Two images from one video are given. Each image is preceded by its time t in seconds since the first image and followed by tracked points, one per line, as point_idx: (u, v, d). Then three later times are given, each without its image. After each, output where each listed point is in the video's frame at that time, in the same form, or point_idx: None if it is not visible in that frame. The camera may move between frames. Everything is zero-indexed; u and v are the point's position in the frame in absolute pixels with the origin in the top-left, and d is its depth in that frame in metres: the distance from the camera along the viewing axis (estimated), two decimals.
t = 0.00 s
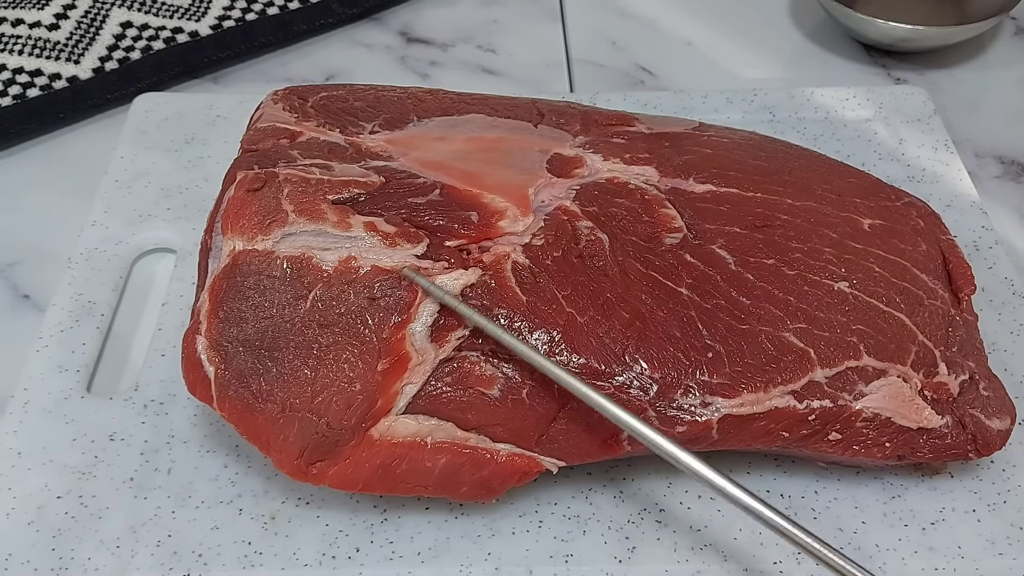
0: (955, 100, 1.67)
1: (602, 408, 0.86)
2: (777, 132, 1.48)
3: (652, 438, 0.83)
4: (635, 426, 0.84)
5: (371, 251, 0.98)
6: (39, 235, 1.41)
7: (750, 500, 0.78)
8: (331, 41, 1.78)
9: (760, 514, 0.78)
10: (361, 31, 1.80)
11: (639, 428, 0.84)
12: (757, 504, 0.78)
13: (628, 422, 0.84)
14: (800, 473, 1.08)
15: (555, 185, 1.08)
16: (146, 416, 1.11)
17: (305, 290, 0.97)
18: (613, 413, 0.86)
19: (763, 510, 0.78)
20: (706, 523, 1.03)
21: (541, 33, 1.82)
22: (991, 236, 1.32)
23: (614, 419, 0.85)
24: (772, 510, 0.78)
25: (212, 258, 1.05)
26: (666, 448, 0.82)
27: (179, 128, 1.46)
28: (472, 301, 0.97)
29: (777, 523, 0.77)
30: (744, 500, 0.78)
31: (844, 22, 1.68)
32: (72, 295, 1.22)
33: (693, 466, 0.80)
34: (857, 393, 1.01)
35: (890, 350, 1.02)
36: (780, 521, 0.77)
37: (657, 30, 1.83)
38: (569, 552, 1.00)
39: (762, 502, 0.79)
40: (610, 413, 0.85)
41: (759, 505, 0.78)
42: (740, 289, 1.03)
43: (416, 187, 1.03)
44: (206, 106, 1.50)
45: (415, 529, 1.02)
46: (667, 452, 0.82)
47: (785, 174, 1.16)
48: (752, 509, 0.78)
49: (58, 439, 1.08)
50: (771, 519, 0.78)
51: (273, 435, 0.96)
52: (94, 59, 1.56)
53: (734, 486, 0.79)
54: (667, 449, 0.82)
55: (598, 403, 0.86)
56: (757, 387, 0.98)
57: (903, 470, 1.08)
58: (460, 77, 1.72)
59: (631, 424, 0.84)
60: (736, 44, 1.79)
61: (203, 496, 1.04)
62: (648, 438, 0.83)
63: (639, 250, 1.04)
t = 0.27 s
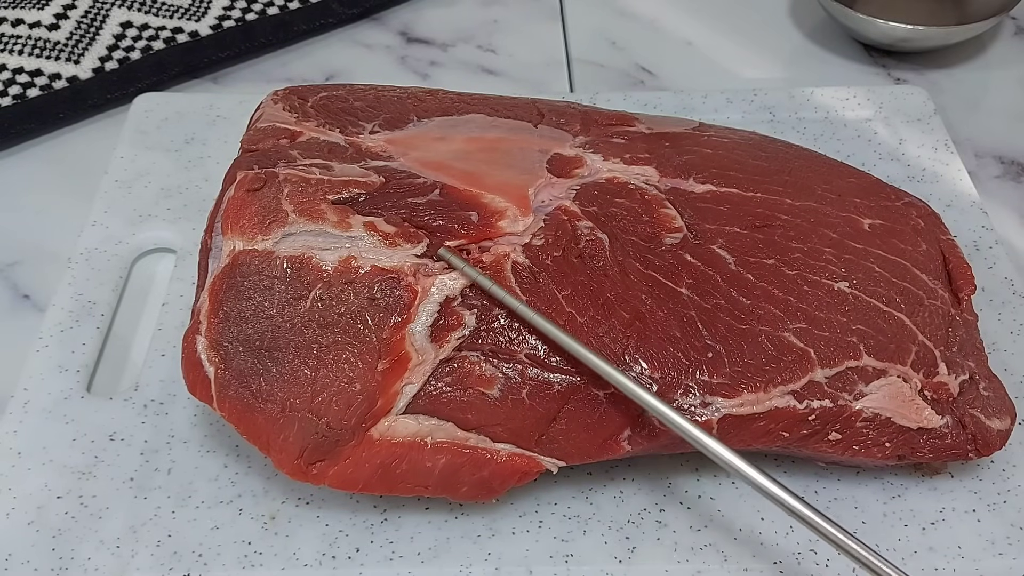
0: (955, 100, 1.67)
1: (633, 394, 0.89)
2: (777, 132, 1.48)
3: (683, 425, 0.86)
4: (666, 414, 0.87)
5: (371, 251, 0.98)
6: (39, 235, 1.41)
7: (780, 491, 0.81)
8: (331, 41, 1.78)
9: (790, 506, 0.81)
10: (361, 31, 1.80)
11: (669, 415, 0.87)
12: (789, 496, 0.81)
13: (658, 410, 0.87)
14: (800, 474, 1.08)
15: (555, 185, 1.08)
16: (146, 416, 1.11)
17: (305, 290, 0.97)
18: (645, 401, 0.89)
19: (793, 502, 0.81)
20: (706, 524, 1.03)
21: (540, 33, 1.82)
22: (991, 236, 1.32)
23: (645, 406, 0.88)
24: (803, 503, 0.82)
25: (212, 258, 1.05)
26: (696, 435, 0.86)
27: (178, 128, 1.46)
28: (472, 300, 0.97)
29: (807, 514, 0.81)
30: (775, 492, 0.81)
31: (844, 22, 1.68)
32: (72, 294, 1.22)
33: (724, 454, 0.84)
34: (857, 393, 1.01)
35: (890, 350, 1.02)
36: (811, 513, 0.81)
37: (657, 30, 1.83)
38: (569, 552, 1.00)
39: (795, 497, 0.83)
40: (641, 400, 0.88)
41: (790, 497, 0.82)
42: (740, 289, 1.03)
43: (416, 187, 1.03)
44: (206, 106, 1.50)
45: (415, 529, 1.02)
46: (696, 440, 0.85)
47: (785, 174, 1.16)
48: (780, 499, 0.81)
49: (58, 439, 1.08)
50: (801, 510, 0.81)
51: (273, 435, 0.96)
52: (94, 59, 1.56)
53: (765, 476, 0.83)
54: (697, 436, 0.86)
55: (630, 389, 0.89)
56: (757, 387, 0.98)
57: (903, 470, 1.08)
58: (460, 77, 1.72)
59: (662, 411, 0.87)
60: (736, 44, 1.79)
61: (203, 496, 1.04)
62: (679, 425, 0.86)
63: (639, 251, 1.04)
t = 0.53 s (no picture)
0: (955, 100, 1.67)
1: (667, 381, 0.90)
2: (777, 131, 1.48)
3: (718, 415, 0.87)
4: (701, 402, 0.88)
5: (371, 251, 0.98)
6: (39, 235, 1.41)
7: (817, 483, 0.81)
8: (331, 41, 1.78)
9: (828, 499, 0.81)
10: (361, 31, 1.80)
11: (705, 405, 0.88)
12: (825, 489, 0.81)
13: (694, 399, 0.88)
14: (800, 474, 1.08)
15: (555, 185, 1.08)
16: (146, 416, 1.11)
17: (305, 290, 0.97)
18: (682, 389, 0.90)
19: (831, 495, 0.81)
20: (707, 524, 1.03)
21: (540, 33, 1.82)
22: (991, 236, 1.32)
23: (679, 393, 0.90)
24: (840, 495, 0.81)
25: (212, 258, 1.05)
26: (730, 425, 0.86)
27: (179, 128, 1.46)
28: (472, 301, 0.97)
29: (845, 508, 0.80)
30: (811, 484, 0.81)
31: (843, 22, 1.68)
32: (72, 294, 1.22)
33: (761, 446, 0.84)
34: (857, 393, 1.01)
35: (890, 350, 1.02)
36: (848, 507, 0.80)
37: (657, 30, 1.83)
38: (569, 552, 1.00)
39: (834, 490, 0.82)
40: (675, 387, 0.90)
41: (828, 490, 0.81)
42: (740, 289, 1.03)
43: (416, 187, 1.03)
44: (206, 106, 1.50)
45: (415, 529, 1.02)
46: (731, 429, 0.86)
47: (785, 174, 1.16)
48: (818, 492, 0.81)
49: (58, 439, 1.08)
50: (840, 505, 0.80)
51: (273, 435, 0.96)
52: (95, 59, 1.56)
53: (800, 467, 0.83)
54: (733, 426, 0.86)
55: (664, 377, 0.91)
56: (757, 387, 0.98)
57: (903, 470, 1.08)
58: (460, 77, 1.72)
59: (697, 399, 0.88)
60: (736, 44, 1.79)
61: (203, 496, 1.04)
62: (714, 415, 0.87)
63: (639, 251, 1.04)
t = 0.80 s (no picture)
0: (955, 100, 1.67)
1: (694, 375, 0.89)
2: (777, 131, 1.48)
3: (752, 414, 0.86)
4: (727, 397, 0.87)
5: (371, 251, 0.98)
6: (39, 235, 1.41)
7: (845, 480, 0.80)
8: (331, 41, 1.78)
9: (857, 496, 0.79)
10: (361, 31, 1.80)
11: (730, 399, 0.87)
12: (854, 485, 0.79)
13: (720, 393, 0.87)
14: (800, 473, 1.08)
15: (555, 185, 1.08)
16: (146, 416, 1.11)
17: (305, 290, 0.97)
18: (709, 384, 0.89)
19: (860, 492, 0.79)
20: (707, 524, 1.03)
21: (540, 33, 1.82)
22: (991, 236, 1.32)
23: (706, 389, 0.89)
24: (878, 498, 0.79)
25: (212, 258, 1.05)
26: (758, 420, 0.85)
27: (179, 128, 1.46)
28: (472, 301, 0.97)
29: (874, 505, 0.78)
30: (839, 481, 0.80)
31: (843, 22, 1.68)
32: (72, 295, 1.22)
33: (789, 442, 0.83)
34: (857, 393, 1.01)
35: (890, 350, 1.02)
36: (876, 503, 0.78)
37: (657, 30, 1.83)
38: (569, 552, 1.00)
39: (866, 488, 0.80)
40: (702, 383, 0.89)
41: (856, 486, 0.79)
42: (740, 289, 1.03)
43: (416, 187, 1.03)
44: (206, 106, 1.50)
45: (415, 529, 1.02)
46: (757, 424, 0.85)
47: (785, 174, 1.16)
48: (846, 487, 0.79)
49: (58, 439, 1.08)
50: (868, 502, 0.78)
51: (273, 435, 0.96)
52: (95, 59, 1.56)
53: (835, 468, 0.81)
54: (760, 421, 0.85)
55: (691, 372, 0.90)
56: (757, 387, 0.98)
57: (903, 470, 1.08)
58: (460, 77, 1.72)
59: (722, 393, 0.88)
60: (736, 44, 1.79)
61: (203, 496, 1.04)
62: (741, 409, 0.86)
63: (639, 251, 1.04)
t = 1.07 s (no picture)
0: (955, 100, 1.67)
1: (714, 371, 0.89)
2: (777, 131, 1.48)
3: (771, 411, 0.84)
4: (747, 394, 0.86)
5: (372, 251, 0.98)
6: (39, 235, 1.41)
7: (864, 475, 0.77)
8: (331, 41, 1.78)
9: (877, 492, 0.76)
10: (361, 31, 1.80)
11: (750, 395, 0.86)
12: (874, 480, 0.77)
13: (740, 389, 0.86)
14: (800, 473, 1.08)
15: (555, 185, 1.08)
16: (146, 416, 1.11)
17: (305, 290, 0.97)
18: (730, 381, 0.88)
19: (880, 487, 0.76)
20: (707, 524, 1.03)
21: (540, 33, 1.82)
22: (991, 236, 1.32)
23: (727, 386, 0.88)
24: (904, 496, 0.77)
25: (212, 258, 1.05)
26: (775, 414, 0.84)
27: (179, 128, 1.46)
28: (472, 300, 0.97)
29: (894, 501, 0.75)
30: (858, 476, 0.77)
31: (843, 22, 1.68)
32: (72, 294, 1.22)
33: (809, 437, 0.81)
34: (857, 393, 1.01)
35: (890, 350, 1.02)
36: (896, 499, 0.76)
37: (657, 30, 1.83)
38: (569, 552, 1.00)
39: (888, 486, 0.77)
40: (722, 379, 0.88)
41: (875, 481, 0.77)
42: (740, 289, 1.03)
43: (416, 187, 1.03)
44: (206, 106, 1.50)
45: (415, 529, 1.02)
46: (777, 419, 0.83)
47: (785, 174, 1.16)
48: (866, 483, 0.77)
49: (58, 439, 1.08)
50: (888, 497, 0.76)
51: (273, 435, 0.96)
52: (95, 59, 1.56)
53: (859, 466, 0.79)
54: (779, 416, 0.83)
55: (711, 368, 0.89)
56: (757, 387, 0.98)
57: (903, 469, 1.08)
58: (460, 77, 1.72)
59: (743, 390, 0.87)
60: (736, 44, 1.79)
61: (203, 496, 1.04)
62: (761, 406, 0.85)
63: (638, 251, 1.04)
